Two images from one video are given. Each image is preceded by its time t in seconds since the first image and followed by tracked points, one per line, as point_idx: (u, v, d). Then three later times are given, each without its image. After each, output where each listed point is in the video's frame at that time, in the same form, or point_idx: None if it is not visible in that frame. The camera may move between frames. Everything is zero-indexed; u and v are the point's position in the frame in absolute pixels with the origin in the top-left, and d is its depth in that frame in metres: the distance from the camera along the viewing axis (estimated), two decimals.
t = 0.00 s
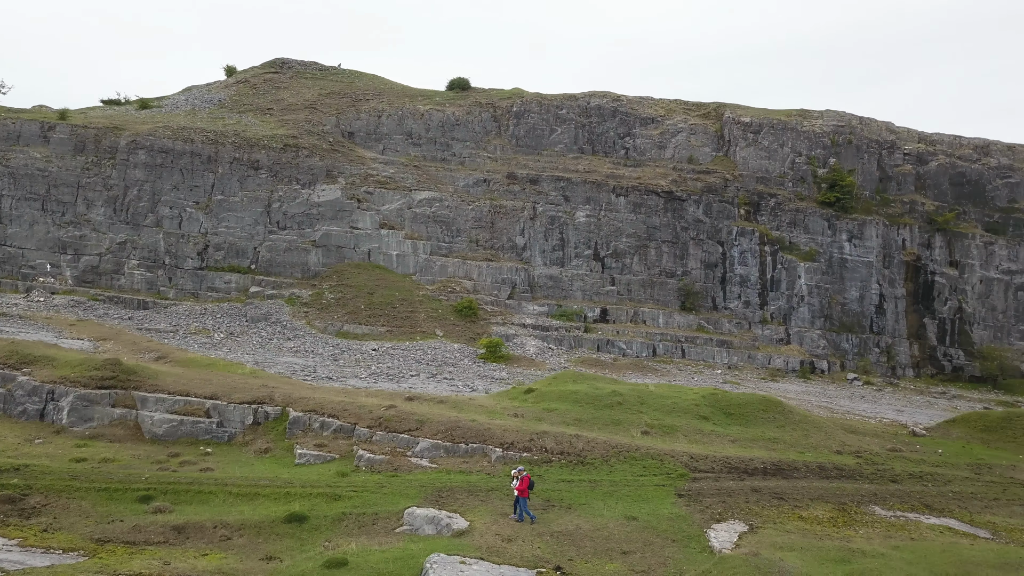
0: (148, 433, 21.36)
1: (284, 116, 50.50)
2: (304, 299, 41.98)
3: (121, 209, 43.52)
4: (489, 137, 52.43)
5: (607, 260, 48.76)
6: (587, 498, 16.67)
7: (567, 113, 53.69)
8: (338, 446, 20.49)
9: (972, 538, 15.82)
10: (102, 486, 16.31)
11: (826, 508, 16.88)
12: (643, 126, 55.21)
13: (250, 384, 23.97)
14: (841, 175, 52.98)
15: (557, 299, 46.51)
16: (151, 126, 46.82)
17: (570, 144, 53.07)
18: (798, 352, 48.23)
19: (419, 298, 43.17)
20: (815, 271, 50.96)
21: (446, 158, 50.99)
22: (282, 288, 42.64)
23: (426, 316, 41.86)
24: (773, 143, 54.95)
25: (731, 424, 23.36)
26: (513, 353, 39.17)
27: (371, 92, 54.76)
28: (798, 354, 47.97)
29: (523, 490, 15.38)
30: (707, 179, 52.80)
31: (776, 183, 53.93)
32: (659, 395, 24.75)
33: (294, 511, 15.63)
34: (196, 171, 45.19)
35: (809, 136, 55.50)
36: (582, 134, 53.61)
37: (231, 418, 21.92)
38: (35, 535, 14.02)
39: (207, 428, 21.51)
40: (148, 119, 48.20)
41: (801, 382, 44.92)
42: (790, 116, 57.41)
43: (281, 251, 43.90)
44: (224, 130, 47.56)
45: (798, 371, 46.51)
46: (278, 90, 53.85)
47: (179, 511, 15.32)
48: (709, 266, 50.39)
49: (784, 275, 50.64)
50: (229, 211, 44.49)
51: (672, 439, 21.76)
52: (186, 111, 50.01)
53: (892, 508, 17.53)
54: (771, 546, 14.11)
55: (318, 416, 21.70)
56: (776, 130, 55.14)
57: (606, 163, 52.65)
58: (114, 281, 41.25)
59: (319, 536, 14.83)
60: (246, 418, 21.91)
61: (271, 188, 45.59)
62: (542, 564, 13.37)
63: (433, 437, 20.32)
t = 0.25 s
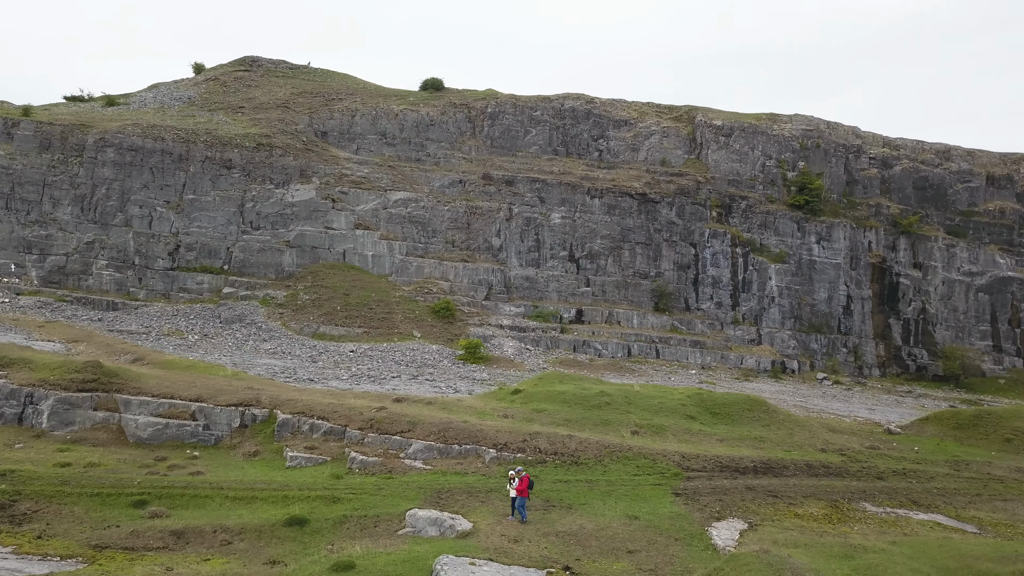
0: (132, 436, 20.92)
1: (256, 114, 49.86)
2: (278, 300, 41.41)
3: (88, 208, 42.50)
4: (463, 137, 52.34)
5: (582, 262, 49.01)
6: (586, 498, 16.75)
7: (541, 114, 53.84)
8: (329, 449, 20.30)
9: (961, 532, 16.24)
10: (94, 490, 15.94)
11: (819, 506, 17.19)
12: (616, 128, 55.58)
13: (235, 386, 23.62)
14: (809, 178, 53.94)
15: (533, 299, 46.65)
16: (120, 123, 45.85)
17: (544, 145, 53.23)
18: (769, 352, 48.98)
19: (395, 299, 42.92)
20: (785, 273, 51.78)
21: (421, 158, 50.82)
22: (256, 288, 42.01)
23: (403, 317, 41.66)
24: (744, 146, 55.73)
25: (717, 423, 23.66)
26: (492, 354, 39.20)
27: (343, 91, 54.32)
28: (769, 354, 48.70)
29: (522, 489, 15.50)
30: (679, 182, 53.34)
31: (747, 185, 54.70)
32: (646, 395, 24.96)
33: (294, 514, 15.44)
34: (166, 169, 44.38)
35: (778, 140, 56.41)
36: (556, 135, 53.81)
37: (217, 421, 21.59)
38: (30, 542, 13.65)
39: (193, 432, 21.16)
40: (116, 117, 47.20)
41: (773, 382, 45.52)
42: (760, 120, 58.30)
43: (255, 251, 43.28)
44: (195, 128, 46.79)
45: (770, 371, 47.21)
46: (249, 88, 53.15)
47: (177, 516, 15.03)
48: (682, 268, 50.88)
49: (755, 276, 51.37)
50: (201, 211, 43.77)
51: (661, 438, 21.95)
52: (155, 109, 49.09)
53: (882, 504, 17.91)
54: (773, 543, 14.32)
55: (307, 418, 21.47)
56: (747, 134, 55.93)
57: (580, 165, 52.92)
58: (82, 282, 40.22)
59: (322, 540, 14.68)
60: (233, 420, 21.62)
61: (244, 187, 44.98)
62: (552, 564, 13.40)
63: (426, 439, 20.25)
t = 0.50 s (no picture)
0: (114, 440, 20.44)
1: (226, 113, 49.09)
2: (251, 301, 40.77)
3: (53, 206, 41.38)
4: (437, 138, 52.14)
5: (556, 263, 49.22)
6: (585, 498, 16.81)
7: (514, 116, 53.91)
8: (319, 451, 20.07)
9: (950, 527, 16.67)
10: (85, 495, 15.54)
11: (812, 503, 17.49)
12: (589, 130, 55.89)
13: (218, 388, 23.22)
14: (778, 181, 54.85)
15: (507, 300, 46.75)
16: (86, 120, 44.76)
17: (518, 146, 53.31)
18: (739, 352, 49.67)
19: (370, 300, 42.58)
20: (754, 274, 52.55)
21: (394, 158, 50.52)
22: (228, 289, 41.32)
23: (378, 318, 41.35)
24: (714, 149, 56.44)
25: (702, 423, 23.94)
26: (470, 355, 39.23)
27: (315, 90, 53.77)
28: (740, 355, 49.40)
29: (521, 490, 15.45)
30: (651, 184, 53.84)
31: (717, 188, 55.42)
32: (631, 394, 25.15)
33: (293, 517, 15.25)
34: (135, 167, 43.45)
35: (747, 143, 57.27)
36: (529, 137, 53.91)
37: (202, 424, 21.21)
38: (25, 549, 13.27)
39: (178, 435, 20.75)
40: (81, 113, 46.06)
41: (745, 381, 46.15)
42: (730, 124, 59.11)
43: (226, 252, 42.57)
44: (164, 126, 45.89)
45: (741, 371, 47.89)
46: (218, 86, 52.32)
47: (174, 520, 14.75)
48: (654, 269, 51.30)
49: (725, 277, 52.08)
50: (171, 210, 42.95)
51: (649, 438, 22.14)
52: (121, 106, 48.03)
53: (871, 501, 18.28)
54: (774, 540, 14.53)
55: (295, 420, 21.21)
56: (717, 137, 56.68)
57: (554, 166, 53.11)
58: (46, 282, 39.10)
59: (324, 543, 14.52)
60: (219, 423, 21.26)
61: (215, 186, 44.26)
62: (560, 564, 13.43)
63: (418, 440, 20.15)
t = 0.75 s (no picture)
0: (97, 444, 19.95)
1: (195, 110, 48.23)
2: (224, 301, 40.05)
3: (16, 204, 40.19)
4: (410, 138, 51.84)
5: (530, 264, 49.36)
6: (584, 498, 16.87)
7: (487, 116, 53.88)
8: (310, 453, 19.82)
9: (939, 522, 17.09)
10: (77, 501, 15.14)
11: (805, 500, 17.78)
12: (561, 132, 56.08)
13: (201, 390, 22.79)
14: (747, 184, 55.65)
15: (482, 301, 46.75)
16: (50, 116, 43.59)
17: (491, 147, 53.28)
18: (711, 352, 50.29)
19: (345, 300, 42.16)
20: (725, 275, 53.23)
21: (367, 158, 50.08)
22: (199, 290, 40.56)
23: (354, 319, 40.97)
24: (685, 151, 57.05)
25: (688, 422, 24.19)
26: (448, 356, 39.25)
27: (286, 88, 53.10)
28: (711, 354, 50.02)
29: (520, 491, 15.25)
30: (624, 186, 54.23)
31: (688, 190, 56.05)
32: (617, 395, 25.30)
33: (294, 520, 15.03)
34: (102, 165, 42.45)
35: (717, 146, 58.03)
36: (502, 138, 53.91)
37: (188, 427, 20.82)
38: (21, 558, 12.88)
39: (164, 438, 20.33)
40: (45, 109, 44.85)
41: (717, 381, 46.75)
42: (700, 127, 59.81)
43: (197, 251, 41.79)
44: (132, 123, 44.91)
45: (713, 371, 48.50)
46: (186, 83, 51.38)
47: (172, 525, 14.44)
48: (627, 270, 51.64)
49: (696, 278, 52.67)
50: (140, 209, 42.05)
51: (638, 437, 22.29)
52: (86, 102, 46.88)
53: (861, 497, 18.65)
54: (775, 536, 14.74)
55: (283, 422, 20.91)
56: (688, 140, 57.33)
57: (527, 167, 53.19)
58: (9, 282, 37.89)
59: (327, 546, 14.34)
60: (205, 426, 20.88)
61: (185, 185, 43.46)
62: (569, 564, 13.43)
63: (410, 442, 20.01)
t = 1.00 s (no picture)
0: (82, 448, 19.44)
1: (165, 107, 47.31)
2: (197, 302, 39.30)
3: None
4: (384, 137, 51.43)
5: (506, 264, 49.41)
6: (585, 498, 16.91)
7: (462, 116, 53.72)
8: (303, 456, 19.57)
9: (930, 518, 17.48)
10: (73, 506, 14.75)
11: (800, 498, 18.05)
12: (536, 133, 56.12)
13: (187, 393, 22.33)
14: (719, 186, 56.31)
15: (459, 302, 46.66)
16: (15, 111, 42.37)
17: (466, 147, 53.12)
18: (684, 352, 50.79)
19: (321, 301, 41.68)
20: (697, 276, 53.78)
21: (341, 157, 49.57)
22: (172, 290, 39.74)
23: (330, 320, 40.50)
24: (658, 153, 57.52)
25: (677, 422, 24.39)
26: (427, 356, 39.09)
27: (257, 86, 52.33)
28: (685, 354, 50.52)
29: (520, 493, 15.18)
30: (598, 187, 54.51)
31: (661, 192, 56.54)
32: (606, 394, 25.41)
33: (297, 524, 14.82)
34: (70, 162, 41.39)
35: (689, 149, 58.62)
36: (477, 138, 53.80)
37: (176, 430, 20.40)
38: (20, 566, 12.50)
39: (151, 441, 19.89)
40: (9, 104, 43.59)
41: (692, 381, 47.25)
42: (672, 129, 60.37)
43: (169, 251, 40.95)
44: (101, 119, 43.88)
45: (686, 371, 48.99)
46: (155, 79, 50.37)
47: (174, 531, 14.15)
48: (602, 271, 51.84)
49: (670, 279, 53.14)
50: (109, 207, 41.10)
51: (630, 437, 22.39)
52: (51, 97, 45.67)
53: (853, 494, 18.99)
54: (779, 534, 14.92)
55: (274, 425, 20.60)
56: (661, 142, 57.80)
57: (502, 168, 53.16)
58: None
59: (333, 550, 14.16)
60: (193, 429, 20.48)
61: (157, 183, 42.59)
62: (581, 564, 13.45)
63: (405, 444, 19.86)
